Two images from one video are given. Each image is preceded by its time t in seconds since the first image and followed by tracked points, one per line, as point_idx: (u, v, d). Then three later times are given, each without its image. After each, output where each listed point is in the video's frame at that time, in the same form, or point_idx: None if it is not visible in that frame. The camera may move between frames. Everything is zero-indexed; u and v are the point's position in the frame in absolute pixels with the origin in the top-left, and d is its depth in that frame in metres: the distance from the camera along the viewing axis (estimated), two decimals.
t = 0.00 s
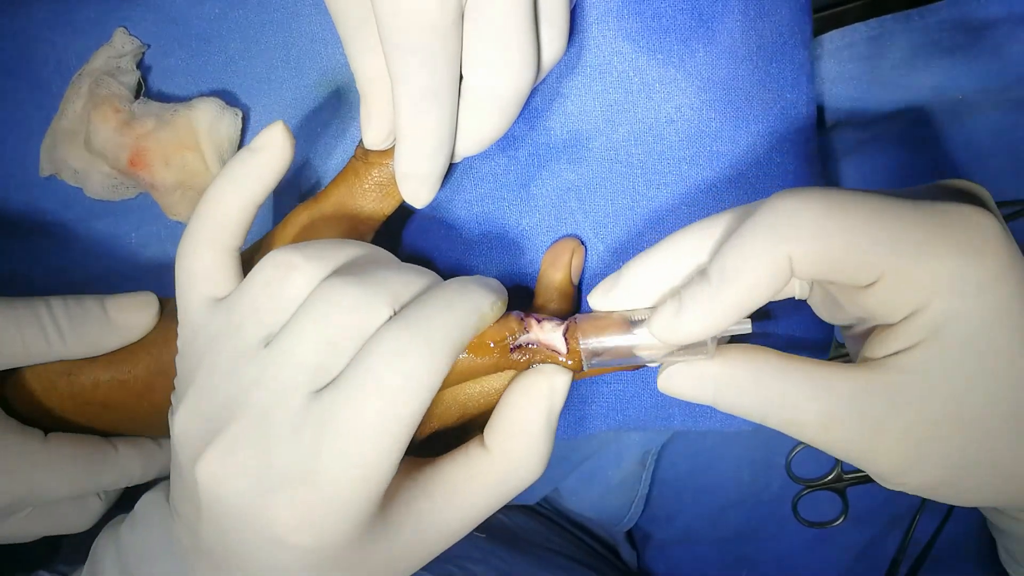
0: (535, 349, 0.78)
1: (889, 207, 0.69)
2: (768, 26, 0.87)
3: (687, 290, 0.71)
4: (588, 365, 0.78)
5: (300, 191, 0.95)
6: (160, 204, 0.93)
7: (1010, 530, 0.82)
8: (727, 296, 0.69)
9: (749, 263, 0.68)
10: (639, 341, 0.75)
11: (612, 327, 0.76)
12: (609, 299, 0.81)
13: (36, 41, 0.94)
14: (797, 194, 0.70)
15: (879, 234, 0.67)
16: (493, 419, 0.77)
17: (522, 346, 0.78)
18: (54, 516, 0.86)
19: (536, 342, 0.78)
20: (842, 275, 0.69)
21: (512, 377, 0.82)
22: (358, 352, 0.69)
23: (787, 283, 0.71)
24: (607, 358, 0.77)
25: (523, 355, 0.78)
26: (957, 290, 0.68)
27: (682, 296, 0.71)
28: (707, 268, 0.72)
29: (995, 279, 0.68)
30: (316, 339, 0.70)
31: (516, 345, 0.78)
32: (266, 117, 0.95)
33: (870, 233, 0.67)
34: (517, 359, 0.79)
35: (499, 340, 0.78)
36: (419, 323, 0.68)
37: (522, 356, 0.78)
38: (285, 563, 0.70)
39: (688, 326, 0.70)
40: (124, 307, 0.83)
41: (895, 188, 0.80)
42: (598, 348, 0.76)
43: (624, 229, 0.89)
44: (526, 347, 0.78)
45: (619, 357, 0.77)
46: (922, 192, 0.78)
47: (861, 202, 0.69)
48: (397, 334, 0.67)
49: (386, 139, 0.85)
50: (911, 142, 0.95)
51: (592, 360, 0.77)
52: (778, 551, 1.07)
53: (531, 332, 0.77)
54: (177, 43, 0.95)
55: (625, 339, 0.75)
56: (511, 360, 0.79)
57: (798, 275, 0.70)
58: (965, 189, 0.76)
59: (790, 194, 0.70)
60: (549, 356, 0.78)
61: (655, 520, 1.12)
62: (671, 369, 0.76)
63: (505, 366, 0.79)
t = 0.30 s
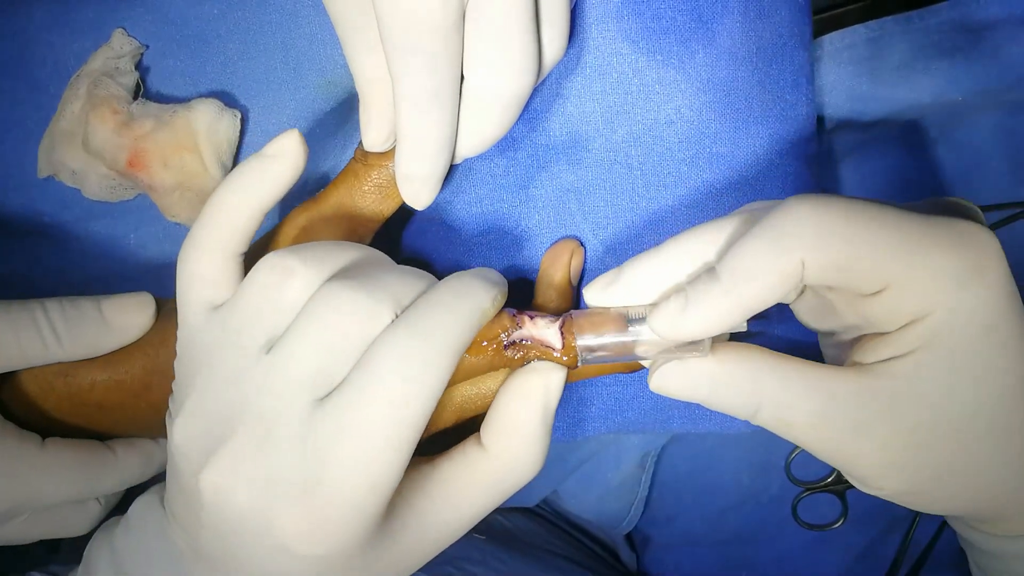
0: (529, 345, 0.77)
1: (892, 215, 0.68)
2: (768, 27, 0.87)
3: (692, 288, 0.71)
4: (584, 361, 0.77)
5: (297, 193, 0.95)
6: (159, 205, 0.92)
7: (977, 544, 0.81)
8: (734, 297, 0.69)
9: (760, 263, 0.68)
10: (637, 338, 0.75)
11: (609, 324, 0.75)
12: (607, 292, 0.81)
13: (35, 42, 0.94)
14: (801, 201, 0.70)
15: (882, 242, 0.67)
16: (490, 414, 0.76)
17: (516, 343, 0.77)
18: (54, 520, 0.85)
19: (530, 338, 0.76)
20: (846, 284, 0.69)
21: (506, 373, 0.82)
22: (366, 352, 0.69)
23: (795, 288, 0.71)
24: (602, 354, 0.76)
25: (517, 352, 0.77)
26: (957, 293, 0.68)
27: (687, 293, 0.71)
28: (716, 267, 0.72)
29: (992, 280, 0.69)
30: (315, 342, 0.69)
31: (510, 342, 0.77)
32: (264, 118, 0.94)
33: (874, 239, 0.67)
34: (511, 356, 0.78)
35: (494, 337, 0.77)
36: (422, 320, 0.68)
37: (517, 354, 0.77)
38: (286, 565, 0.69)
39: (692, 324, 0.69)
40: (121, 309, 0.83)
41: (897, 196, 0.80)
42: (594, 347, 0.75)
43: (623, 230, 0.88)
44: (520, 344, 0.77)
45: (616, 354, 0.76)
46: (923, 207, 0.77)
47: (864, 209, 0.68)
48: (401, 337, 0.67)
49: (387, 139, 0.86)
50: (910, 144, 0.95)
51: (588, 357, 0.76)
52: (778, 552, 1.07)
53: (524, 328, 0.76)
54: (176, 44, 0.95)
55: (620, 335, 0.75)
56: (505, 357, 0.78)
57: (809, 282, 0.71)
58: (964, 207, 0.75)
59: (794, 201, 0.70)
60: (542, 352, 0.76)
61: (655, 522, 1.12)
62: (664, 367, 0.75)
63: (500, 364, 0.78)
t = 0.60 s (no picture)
0: (533, 355, 0.76)
1: (888, 205, 0.68)
2: (769, 29, 0.87)
3: (691, 277, 0.70)
4: (590, 373, 0.77)
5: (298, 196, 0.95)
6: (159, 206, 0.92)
7: (986, 548, 0.80)
8: (734, 287, 0.68)
9: (759, 253, 0.68)
10: (644, 345, 0.75)
11: (611, 333, 0.75)
12: (602, 307, 0.81)
13: (36, 42, 0.94)
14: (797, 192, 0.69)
15: (880, 234, 0.67)
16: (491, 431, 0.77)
17: (521, 351, 0.76)
18: (54, 524, 0.86)
19: (536, 348, 0.76)
20: (842, 272, 0.70)
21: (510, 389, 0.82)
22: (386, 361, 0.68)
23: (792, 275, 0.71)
24: (608, 366, 0.76)
25: (521, 361, 0.77)
26: (958, 300, 0.69)
27: (685, 282, 0.71)
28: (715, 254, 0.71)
29: (994, 283, 0.69)
30: (317, 347, 0.69)
31: (514, 351, 0.76)
32: (265, 119, 0.94)
33: (872, 229, 0.67)
34: (516, 365, 0.77)
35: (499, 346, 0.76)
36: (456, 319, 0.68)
37: (522, 362, 0.77)
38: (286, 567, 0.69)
39: (691, 313, 0.69)
40: (118, 317, 0.83)
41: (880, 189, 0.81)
42: (598, 356, 0.75)
43: (623, 232, 0.88)
44: (524, 353, 0.76)
45: (620, 360, 0.76)
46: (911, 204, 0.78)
47: (862, 198, 0.68)
48: (439, 342, 0.67)
49: (391, 138, 0.85)
50: (912, 145, 0.94)
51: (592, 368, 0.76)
52: (778, 554, 1.07)
53: (530, 337, 0.75)
54: (176, 45, 0.95)
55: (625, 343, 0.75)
56: (510, 365, 0.77)
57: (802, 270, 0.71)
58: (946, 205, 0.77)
59: (792, 192, 0.70)
60: (548, 365, 0.76)
61: (655, 523, 1.12)
62: (668, 375, 0.74)
63: (505, 372, 0.78)
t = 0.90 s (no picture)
0: (535, 364, 0.76)
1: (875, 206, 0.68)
2: (770, 28, 0.87)
3: (671, 279, 0.70)
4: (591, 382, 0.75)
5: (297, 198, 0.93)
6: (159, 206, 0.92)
7: (1005, 550, 0.80)
8: (717, 287, 0.69)
9: (739, 256, 0.68)
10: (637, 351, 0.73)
11: (606, 341, 0.74)
12: (591, 319, 0.80)
13: (36, 42, 0.94)
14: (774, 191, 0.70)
15: (867, 235, 0.67)
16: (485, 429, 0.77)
17: (523, 360, 0.77)
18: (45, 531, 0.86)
19: (537, 359, 0.76)
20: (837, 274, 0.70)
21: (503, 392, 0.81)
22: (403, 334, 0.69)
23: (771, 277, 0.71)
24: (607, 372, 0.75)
25: (523, 369, 0.77)
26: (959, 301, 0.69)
27: (666, 285, 0.71)
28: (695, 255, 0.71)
29: (995, 285, 0.69)
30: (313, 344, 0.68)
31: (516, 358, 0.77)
32: (265, 119, 0.94)
33: (858, 229, 0.67)
34: (517, 373, 0.78)
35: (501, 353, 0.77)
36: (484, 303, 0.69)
37: (522, 371, 0.77)
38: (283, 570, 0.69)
39: (671, 315, 0.69)
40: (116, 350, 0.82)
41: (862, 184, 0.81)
42: (596, 365, 0.74)
43: (624, 232, 0.88)
44: (526, 362, 0.77)
45: (616, 369, 0.76)
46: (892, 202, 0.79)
47: (846, 197, 0.68)
48: (462, 322, 0.67)
49: (392, 137, 0.85)
50: (912, 145, 0.94)
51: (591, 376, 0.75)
52: (778, 556, 1.06)
53: (533, 346, 0.75)
54: (176, 44, 0.95)
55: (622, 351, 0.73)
56: (511, 373, 0.78)
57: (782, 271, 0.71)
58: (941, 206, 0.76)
59: (772, 191, 0.70)
60: (547, 376, 0.76)
61: (655, 524, 1.12)
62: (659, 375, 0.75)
63: (506, 380, 0.78)
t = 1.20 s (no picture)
0: (540, 375, 0.78)
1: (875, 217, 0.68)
2: (770, 29, 0.87)
3: (671, 296, 0.71)
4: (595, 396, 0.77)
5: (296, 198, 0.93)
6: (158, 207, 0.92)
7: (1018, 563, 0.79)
8: (720, 301, 0.69)
9: (739, 271, 0.68)
10: (641, 365, 0.74)
11: (614, 355, 0.75)
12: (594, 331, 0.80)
13: (35, 42, 0.94)
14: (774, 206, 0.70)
15: (868, 247, 0.67)
16: (487, 434, 0.77)
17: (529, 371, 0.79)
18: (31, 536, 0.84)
19: (541, 368, 0.78)
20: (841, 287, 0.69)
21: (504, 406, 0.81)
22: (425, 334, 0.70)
23: (773, 290, 0.71)
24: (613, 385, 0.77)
25: (528, 380, 0.79)
26: (966, 308, 0.67)
27: (667, 301, 0.71)
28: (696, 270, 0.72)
29: (1000, 287, 0.68)
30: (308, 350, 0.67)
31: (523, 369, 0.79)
32: (265, 120, 0.94)
33: (858, 239, 0.67)
34: (523, 383, 0.80)
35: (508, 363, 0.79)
36: (516, 313, 0.70)
37: (528, 381, 0.79)
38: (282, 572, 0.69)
39: (671, 330, 0.70)
40: (121, 356, 0.82)
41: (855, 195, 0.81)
42: (599, 377, 0.76)
43: (623, 233, 0.88)
44: (532, 373, 0.79)
45: (619, 381, 0.77)
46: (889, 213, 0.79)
47: (846, 210, 0.68)
48: (496, 330, 0.68)
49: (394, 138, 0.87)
50: (912, 146, 0.94)
51: (597, 390, 0.76)
52: (778, 557, 1.06)
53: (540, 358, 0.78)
54: (176, 45, 0.95)
55: (629, 368, 0.75)
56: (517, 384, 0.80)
57: (784, 285, 0.71)
58: (947, 217, 0.76)
59: (772, 205, 0.70)
60: (552, 386, 0.77)
61: (655, 525, 1.12)
62: (665, 390, 0.74)
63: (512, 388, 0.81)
